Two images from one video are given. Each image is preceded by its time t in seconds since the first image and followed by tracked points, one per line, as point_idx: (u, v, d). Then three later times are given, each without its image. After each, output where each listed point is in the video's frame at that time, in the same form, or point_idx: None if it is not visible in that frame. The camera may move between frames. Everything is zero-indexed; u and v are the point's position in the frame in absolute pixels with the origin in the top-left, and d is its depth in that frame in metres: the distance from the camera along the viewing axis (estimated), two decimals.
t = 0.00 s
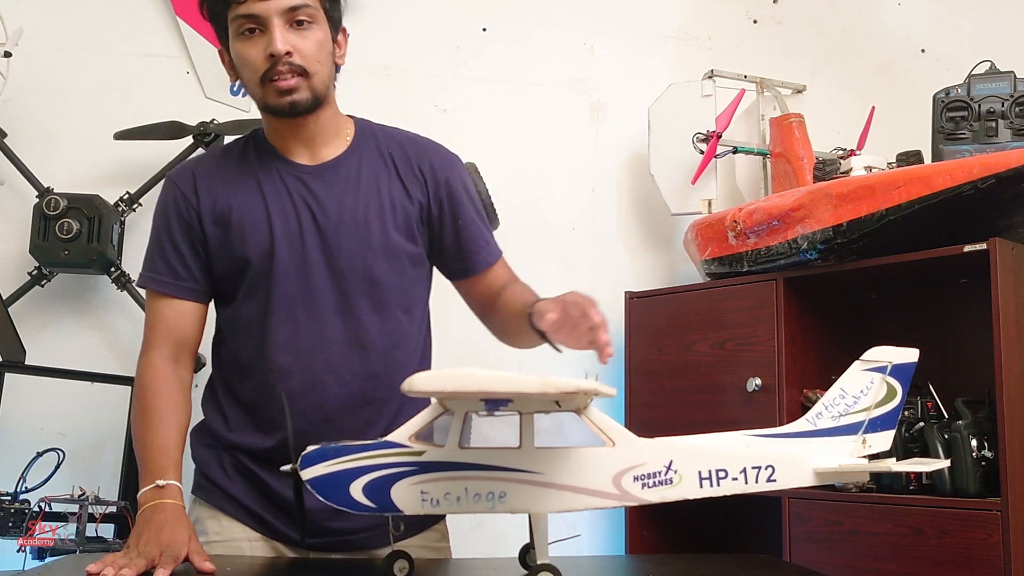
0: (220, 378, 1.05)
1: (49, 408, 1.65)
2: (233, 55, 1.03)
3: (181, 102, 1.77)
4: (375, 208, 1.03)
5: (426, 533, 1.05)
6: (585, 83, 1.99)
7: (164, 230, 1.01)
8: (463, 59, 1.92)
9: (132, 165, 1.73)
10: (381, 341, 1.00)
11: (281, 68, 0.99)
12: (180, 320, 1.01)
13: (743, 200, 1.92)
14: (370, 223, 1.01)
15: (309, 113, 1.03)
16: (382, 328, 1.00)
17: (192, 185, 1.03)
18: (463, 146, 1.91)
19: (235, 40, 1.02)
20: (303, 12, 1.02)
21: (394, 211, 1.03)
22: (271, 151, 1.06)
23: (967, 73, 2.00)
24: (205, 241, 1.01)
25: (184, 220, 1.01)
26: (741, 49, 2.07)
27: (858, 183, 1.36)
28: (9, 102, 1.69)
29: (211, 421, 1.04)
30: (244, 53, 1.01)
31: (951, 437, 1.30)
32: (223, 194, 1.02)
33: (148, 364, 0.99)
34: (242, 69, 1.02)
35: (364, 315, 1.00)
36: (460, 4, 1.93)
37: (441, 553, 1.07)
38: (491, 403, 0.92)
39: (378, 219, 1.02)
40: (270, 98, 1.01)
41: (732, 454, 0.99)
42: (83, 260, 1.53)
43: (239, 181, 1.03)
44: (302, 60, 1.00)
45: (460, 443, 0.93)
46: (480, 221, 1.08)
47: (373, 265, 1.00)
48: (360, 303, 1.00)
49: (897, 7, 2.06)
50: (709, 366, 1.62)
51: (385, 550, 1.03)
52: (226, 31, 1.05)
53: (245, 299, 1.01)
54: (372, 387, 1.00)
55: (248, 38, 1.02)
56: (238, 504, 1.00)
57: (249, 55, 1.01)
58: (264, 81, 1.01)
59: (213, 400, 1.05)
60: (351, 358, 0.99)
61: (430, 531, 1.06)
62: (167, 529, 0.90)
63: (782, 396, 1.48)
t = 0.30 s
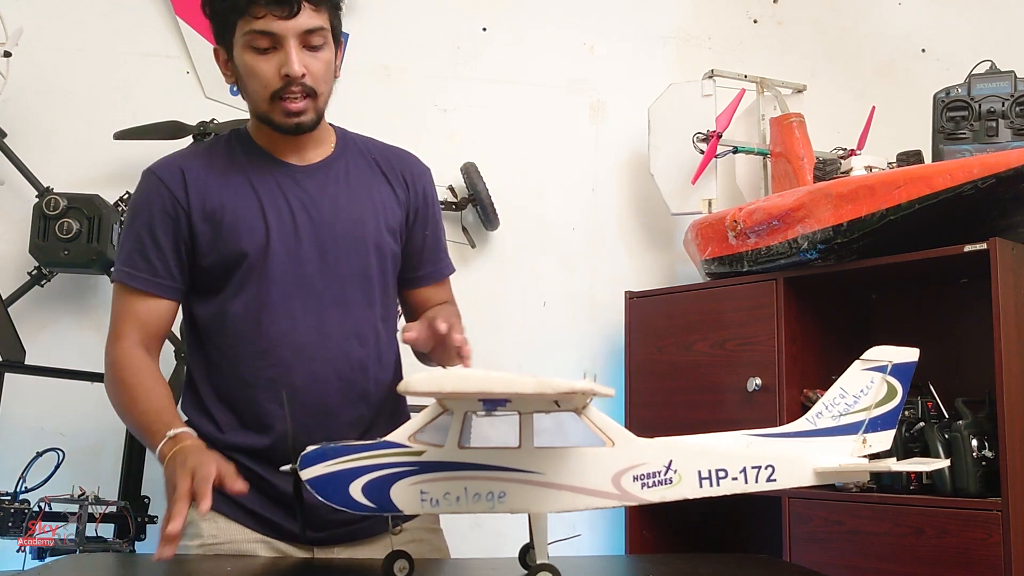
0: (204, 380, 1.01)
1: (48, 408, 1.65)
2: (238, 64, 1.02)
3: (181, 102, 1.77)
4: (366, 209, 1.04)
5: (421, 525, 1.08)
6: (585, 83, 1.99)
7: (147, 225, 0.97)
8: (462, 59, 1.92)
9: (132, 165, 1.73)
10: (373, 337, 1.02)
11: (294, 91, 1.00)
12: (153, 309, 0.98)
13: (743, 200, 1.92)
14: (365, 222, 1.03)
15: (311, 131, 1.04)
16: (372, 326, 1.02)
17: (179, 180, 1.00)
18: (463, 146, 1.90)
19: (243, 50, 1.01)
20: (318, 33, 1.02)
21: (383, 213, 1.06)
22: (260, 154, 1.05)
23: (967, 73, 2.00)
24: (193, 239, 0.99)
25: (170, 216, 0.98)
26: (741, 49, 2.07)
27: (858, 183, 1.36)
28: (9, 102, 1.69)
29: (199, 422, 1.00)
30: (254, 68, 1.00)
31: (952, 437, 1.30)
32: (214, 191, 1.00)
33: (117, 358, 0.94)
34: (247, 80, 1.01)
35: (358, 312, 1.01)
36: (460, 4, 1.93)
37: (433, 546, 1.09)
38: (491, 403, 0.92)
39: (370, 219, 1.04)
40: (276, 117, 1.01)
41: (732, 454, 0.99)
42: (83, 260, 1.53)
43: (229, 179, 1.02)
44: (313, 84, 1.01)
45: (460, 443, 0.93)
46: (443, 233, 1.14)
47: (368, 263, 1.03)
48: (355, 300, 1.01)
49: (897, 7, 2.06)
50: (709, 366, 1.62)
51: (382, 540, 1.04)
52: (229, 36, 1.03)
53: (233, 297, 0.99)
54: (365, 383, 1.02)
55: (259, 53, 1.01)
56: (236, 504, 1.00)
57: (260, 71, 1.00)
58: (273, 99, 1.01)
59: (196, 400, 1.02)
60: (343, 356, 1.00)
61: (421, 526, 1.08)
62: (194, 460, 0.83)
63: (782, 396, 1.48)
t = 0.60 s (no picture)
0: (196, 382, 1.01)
1: (48, 408, 1.65)
2: (234, 66, 1.02)
3: (180, 102, 1.77)
4: (360, 213, 1.05)
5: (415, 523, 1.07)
6: (585, 84, 1.99)
7: (142, 222, 0.97)
8: (462, 59, 1.92)
9: (131, 165, 1.73)
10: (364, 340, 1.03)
11: (288, 92, 1.00)
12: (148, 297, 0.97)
13: (743, 199, 1.92)
14: (357, 226, 1.04)
15: (306, 134, 1.04)
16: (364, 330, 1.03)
17: (175, 178, 1.00)
18: (463, 146, 1.90)
19: (239, 52, 1.01)
20: (313, 37, 1.03)
21: (377, 217, 1.06)
22: (255, 155, 1.05)
23: (967, 73, 2.00)
24: (188, 238, 0.99)
25: (165, 214, 0.98)
26: (741, 49, 2.07)
27: (858, 183, 1.36)
28: (8, 102, 1.68)
29: (194, 425, 1.00)
30: (250, 70, 1.00)
31: (952, 437, 1.30)
32: (209, 190, 1.00)
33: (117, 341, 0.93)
34: (242, 82, 1.02)
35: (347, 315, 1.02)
36: (460, 4, 1.93)
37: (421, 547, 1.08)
38: (492, 403, 0.92)
39: (363, 224, 1.04)
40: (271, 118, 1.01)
41: (733, 454, 0.99)
42: (83, 260, 1.52)
43: (224, 178, 1.02)
44: (308, 85, 1.01)
45: (460, 443, 0.93)
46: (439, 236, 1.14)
47: (359, 268, 1.03)
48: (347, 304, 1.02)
49: (897, 7, 2.05)
50: (709, 366, 1.62)
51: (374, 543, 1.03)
52: (226, 40, 1.04)
53: (227, 298, 0.99)
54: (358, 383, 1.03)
55: (255, 55, 1.01)
56: (229, 504, 0.98)
57: (256, 72, 1.00)
58: (268, 100, 1.01)
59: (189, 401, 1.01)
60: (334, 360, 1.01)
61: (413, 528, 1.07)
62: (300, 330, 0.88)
63: (782, 396, 1.48)
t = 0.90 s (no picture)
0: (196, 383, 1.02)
1: (48, 408, 1.65)
2: (224, 73, 1.03)
3: (180, 102, 1.77)
4: (358, 216, 1.05)
5: (414, 524, 1.07)
6: (584, 84, 1.99)
7: (140, 227, 0.98)
8: (462, 59, 1.92)
9: (131, 165, 1.73)
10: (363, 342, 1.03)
11: (276, 97, 1.00)
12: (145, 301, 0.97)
13: (743, 199, 1.92)
14: (355, 229, 1.04)
15: (297, 135, 1.04)
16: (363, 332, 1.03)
17: (175, 183, 1.00)
18: (463, 146, 1.90)
19: (227, 59, 1.02)
20: (300, 39, 1.02)
21: (375, 220, 1.06)
22: (252, 160, 1.05)
23: (967, 73, 2.00)
24: (186, 242, 0.99)
25: (163, 219, 0.99)
26: (741, 49, 2.07)
27: (857, 183, 1.36)
28: (9, 102, 1.68)
29: (192, 425, 1.01)
30: (238, 76, 1.01)
31: (951, 437, 1.30)
32: (207, 194, 1.01)
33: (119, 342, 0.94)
34: (232, 89, 1.02)
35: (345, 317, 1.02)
36: (459, 4, 1.93)
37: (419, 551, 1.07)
38: (492, 403, 0.92)
39: (361, 227, 1.04)
40: (261, 123, 1.01)
41: (733, 454, 0.99)
42: (83, 260, 1.52)
43: (222, 182, 1.02)
44: (296, 89, 1.01)
45: (460, 443, 0.93)
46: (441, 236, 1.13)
47: (357, 270, 1.03)
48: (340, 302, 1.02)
49: (896, 7, 2.06)
50: (709, 366, 1.62)
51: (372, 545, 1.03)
52: (215, 46, 1.04)
53: (225, 301, 1.00)
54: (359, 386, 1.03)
55: (242, 61, 1.01)
56: (226, 504, 0.98)
57: (244, 79, 1.00)
58: (257, 106, 1.01)
59: (190, 401, 1.02)
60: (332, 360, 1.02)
61: (411, 530, 1.07)
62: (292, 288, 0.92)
63: (782, 396, 1.48)
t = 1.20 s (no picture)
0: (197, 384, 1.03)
1: (48, 408, 1.65)
2: (233, 74, 1.02)
3: (180, 102, 1.77)
4: (357, 218, 1.05)
5: (415, 524, 1.07)
6: (584, 84, 1.99)
7: (141, 231, 0.98)
8: (462, 59, 1.92)
9: (132, 166, 1.73)
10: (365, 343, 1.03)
11: (287, 100, 1.00)
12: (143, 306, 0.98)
13: (743, 199, 1.92)
14: (355, 231, 1.04)
15: (304, 138, 1.04)
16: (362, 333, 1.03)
17: (176, 187, 1.01)
18: (463, 146, 1.90)
19: (237, 61, 1.01)
20: (311, 44, 1.03)
21: (375, 222, 1.06)
22: (253, 163, 1.06)
23: (967, 73, 2.00)
24: (186, 245, 1.00)
25: (164, 222, 0.99)
26: (742, 48, 2.07)
27: (857, 183, 1.36)
28: (9, 102, 1.68)
29: (193, 424, 1.01)
30: (249, 78, 1.00)
31: (951, 437, 1.30)
32: (207, 198, 1.01)
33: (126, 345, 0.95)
34: (241, 91, 1.02)
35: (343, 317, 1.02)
36: (459, 4, 1.93)
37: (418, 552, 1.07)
38: (492, 403, 0.92)
39: (361, 229, 1.04)
40: (270, 126, 1.01)
41: (732, 454, 0.99)
42: (83, 260, 1.52)
43: (223, 185, 1.02)
44: (307, 92, 1.01)
45: (460, 443, 0.93)
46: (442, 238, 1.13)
47: (357, 272, 1.03)
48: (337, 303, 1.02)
49: (897, 7, 2.06)
50: (709, 366, 1.62)
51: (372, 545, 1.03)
52: (223, 47, 1.04)
53: (224, 303, 1.00)
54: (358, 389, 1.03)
55: (254, 63, 1.01)
56: (226, 502, 0.98)
57: (254, 81, 1.00)
58: (266, 108, 1.01)
59: (190, 400, 1.02)
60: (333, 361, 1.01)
61: (411, 530, 1.07)
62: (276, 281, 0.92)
63: (782, 395, 1.48)
